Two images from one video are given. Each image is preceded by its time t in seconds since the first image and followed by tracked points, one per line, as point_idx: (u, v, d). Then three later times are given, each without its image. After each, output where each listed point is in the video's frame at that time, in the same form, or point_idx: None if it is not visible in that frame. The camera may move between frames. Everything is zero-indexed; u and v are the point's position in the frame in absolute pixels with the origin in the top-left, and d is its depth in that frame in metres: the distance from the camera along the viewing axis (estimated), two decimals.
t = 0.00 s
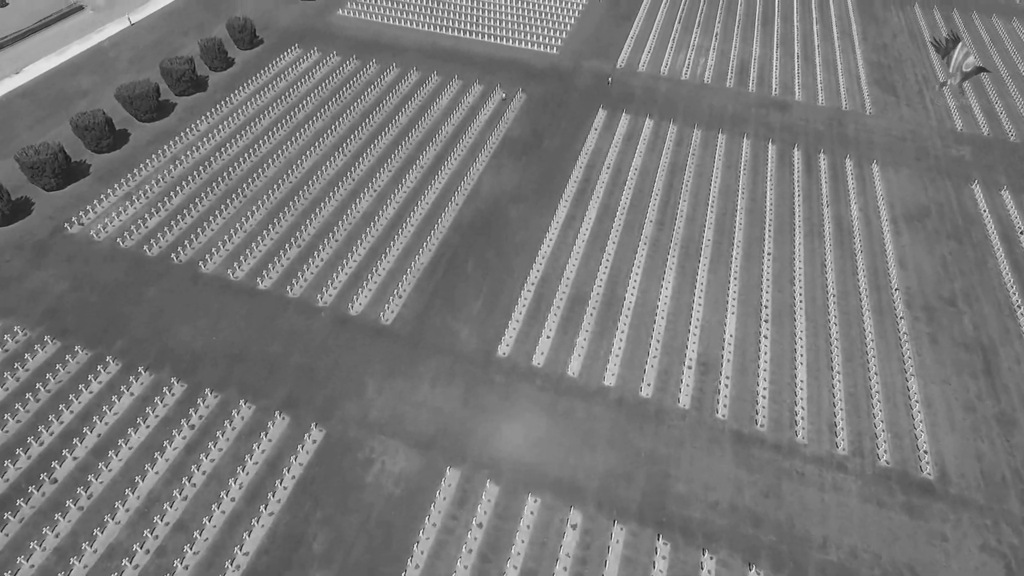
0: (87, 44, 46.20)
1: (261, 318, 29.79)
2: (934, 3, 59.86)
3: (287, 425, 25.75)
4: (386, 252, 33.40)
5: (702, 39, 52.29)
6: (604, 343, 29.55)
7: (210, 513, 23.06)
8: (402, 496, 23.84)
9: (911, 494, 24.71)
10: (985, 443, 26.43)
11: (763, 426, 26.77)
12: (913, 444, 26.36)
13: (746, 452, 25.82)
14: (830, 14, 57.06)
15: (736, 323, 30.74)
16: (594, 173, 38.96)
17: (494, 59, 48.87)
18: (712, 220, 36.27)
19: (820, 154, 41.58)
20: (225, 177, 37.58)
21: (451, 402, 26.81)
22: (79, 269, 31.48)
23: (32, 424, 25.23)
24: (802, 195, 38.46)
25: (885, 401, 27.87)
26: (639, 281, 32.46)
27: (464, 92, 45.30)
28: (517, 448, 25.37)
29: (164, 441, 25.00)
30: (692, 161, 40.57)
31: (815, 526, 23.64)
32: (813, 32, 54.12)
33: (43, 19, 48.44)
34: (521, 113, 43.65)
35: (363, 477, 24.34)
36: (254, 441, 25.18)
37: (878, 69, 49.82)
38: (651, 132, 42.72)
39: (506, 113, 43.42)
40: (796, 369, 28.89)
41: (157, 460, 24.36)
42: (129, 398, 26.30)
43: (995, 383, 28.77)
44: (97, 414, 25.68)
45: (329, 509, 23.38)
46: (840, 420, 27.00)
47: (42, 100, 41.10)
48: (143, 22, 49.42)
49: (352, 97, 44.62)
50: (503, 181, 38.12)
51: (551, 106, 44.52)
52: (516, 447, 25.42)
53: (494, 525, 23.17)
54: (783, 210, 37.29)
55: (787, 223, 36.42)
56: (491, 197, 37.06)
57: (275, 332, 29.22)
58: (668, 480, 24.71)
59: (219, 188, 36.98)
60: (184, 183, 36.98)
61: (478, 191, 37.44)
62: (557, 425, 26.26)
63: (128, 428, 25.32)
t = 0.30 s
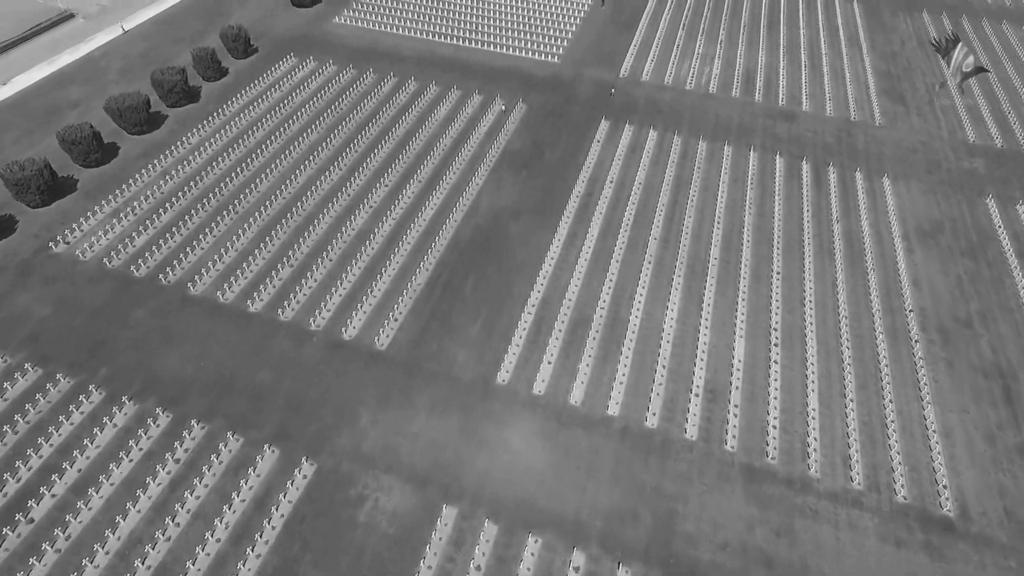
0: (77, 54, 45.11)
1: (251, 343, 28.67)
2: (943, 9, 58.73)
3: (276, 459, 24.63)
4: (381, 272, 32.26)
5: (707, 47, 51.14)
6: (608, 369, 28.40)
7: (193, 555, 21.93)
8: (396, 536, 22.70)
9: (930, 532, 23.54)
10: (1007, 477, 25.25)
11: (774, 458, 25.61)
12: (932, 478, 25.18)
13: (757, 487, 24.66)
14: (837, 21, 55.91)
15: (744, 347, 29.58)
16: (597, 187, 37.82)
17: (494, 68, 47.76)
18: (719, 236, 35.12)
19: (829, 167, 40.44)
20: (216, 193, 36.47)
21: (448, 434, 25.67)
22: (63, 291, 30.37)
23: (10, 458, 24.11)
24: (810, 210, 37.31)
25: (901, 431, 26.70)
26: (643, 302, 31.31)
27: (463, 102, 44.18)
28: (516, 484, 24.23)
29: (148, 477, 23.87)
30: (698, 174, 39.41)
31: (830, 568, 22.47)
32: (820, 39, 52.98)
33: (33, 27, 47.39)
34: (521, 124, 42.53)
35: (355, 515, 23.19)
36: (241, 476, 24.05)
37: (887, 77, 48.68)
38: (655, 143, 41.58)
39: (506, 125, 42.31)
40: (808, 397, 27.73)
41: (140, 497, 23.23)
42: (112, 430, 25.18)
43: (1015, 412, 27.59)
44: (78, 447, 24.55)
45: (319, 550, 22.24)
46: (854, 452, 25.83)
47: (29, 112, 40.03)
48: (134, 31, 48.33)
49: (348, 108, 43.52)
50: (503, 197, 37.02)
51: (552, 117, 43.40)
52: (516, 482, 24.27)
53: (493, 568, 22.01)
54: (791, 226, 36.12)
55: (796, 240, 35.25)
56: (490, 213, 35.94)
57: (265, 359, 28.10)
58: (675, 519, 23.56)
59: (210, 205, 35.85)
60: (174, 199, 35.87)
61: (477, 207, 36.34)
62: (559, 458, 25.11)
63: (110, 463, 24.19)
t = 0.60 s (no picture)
0: (66, 64, 43.99)
1: (239, 371, 27.53)
2: (952, 16, 57.55)
3: (264, 496, 23.48)
4: (376, 294, 31.08)
5: (712, 55, 49.94)
6: (611, 398, 27.23)
7: None
8: None
9: None
10: None
11: (786, 494, 24.43)
12: (952, 517, 23.98)
13: (768, 526, 23.49)
14: (844, 28, 54.73)
15: (753, 374, 28.41)
16: (600, 204, 36.63)
17: (493, 77, 46.60)
18: (726, 255, 33.94)
19: (837, 182, 39.30)
20: (207, 210, 35.32)
21: (444, 469, 24.53)
22: (45, 315, 29.23)
23: None
24: (819, 227, 36.17)
25: (918, 465, 25.54)
26: (647, 326, 30.13)
27: (461, 113, 43.00)
28: (516, 523, 23.07)
29: (129, 517, 22.72)
30: (703, 189, 38.23)
31: None
32: (826, 47, 51.85)
33: (21, 36, 46.30)
34: (521, 137, 41.39)
35: (346, 559, 22.01)
36: (227, 516, 22.91)
37: (896, 87, 47.49)
38: (659, 156, 40.43)
39: (505, 137, 41.18)
40: (820, 428, 26.57)
41: (119, 539, 22.10)
42: (93, 465, 24.04)
43: None
44: (56, 484, 23.43)
45: None
46: (870, 487, 24.67)
47: (15, 125, 38.93)
48: (126, 39, 47.26)
49: (344, 120, 42.42)
50: (502, 213, 35.86)
51: (553, 129, 42.25)
52: (515, 522, 23.12)
53: None
54: (800, 245, 34.94)
55: (806, 259, 34.08)
56: (489, 230, 34.79)
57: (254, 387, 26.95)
58: (683, 561, 22.39)
59: (200, 222, 34.68)
60: (163, 216, 34.69)
61: (475, 224, 35.18)
62: (560, 495, 23.96)
63: (89, 501, 23.05)
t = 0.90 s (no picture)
0: (53, 75, 42.87)
1: (226, 402, 26.34)
2: (961, 23, 56.36)
3: (250, 539, 22.31)
4: (369, 318, 29.92)
5: (717, 64, 48.75)
6: (614, 430, 26.05)
7: None
8: None
9: None
10: None
11: (799, 535, 23.23)
12: (973, 559, 22.78)
13: (780, 570, 22.29)
14: (851, 35, 53.57)
15: (763, 404, 27.22)
16: (602, 221, 35.46)
17: (493, 88, 45.45)
18: (733, 275, 32.77)
19: (847, 197, 38.11)
20: (196, 228, 34.17)
21: (439, 508, 23.32)
22: (24, 342, 28.04)
23: None
24: (829, 245, 34.98)
25: (937, 503, 24.34)
26: (652, 352, 28.93)
27: (459, 126, 41.85)
28: (514, 568, 21.88)
29: (106, 562, 21.54)
30: (709, 205, 37.00)
31: None
32: (834, 55, 50.67)
33: (8, 45, 45.21)
34: (521, 150, 40.20)
35: None
36: (210, 561, 21.73)
37: (905, 97, 46.31)
38: (662, 171, 39.23)
39: (505, 150, 40.02)
40: (833, 462, 25.37)
41: None
42: (70, 506, 22.84)
43: None
44: (31, 527, 22.23)
45: None
46: (887, 528, 23.47)
47: None
48: (117, 48, 46.18)
49: (339, 133, 41.29)
50: (500, 231, 34.70)
51: (553, 142, 41.10)
52: (513, 567, 21.92)
53: None
54: (810, 264, 33.76)
55: (816, 280, 32.87)
56: (487, 250, 33.61)
57: (241, 420, 25.75)
58: None
59: (188, 241, 33.52)
60: (150, 235, 33.54)
61: (473, 243, 34.02)
62: (561, 537, 22.74)
63: (65, 545, 21.87)
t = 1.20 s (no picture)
0: (39, 86, 41.88)
1: (211, 434, 25.14)
2: (971, 30, 55.10)
3: None
4: (362, 344, 28.72)
5: (721, 74, 47.54)
6: (618, 465, 24.84)
7: None
8: None
9: None
10: None
11: None
12: None
13: None
14: (858, 43, 52.38)
15: (773, 436, 26.02)
16: (604, 239, 34.24)
17: (492, 99, 44.27)
18: (740, 297, 31.56)
19: (857, 213, 36.88)
20: (184, 247, 32.97)
21: (433, 552, 22.10)
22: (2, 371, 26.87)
23: None
24: (840, 264, 33.75)
25: (958, 544, 23.11)
26: (656, 380, 27.75)
27: (457, 139, 40.68)
28: None
29: None
30: (714, 221, 35.78)
31: None
32: (841, 64, 49.49)
33: None
34: (520, 164, 39.04)
35: None
36: None
37: (915, 107, 45.07)
38: (666, 185, 38.02)
39: (503, 165, 38.84)
40: (848, 500, 24.15)
41: None
42: (44, 550, 21.68)
43: None
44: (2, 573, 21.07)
45: None
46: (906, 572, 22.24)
47: None
48: (107, 58, 45.23)
49: (333, 146, 40.13)
50: (499, 251, 33.52)
51: (554, 155, 39.92)
52: None
53: None
54: (820, 285, 32.55)
55: (826, 302, 31.67)
56: (485, 270, 32.43)
57: (226, 455, 24.53)
58: None
59: (176, 261, 32.32)
60: (136, 255, 32.34)
61: (470, 263, 32.83)
62: None
63: None
